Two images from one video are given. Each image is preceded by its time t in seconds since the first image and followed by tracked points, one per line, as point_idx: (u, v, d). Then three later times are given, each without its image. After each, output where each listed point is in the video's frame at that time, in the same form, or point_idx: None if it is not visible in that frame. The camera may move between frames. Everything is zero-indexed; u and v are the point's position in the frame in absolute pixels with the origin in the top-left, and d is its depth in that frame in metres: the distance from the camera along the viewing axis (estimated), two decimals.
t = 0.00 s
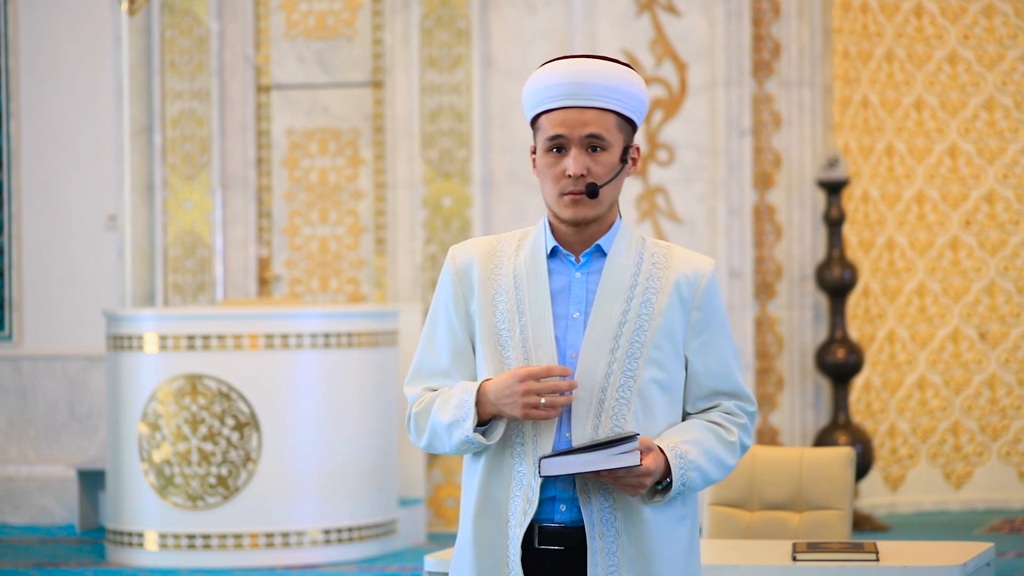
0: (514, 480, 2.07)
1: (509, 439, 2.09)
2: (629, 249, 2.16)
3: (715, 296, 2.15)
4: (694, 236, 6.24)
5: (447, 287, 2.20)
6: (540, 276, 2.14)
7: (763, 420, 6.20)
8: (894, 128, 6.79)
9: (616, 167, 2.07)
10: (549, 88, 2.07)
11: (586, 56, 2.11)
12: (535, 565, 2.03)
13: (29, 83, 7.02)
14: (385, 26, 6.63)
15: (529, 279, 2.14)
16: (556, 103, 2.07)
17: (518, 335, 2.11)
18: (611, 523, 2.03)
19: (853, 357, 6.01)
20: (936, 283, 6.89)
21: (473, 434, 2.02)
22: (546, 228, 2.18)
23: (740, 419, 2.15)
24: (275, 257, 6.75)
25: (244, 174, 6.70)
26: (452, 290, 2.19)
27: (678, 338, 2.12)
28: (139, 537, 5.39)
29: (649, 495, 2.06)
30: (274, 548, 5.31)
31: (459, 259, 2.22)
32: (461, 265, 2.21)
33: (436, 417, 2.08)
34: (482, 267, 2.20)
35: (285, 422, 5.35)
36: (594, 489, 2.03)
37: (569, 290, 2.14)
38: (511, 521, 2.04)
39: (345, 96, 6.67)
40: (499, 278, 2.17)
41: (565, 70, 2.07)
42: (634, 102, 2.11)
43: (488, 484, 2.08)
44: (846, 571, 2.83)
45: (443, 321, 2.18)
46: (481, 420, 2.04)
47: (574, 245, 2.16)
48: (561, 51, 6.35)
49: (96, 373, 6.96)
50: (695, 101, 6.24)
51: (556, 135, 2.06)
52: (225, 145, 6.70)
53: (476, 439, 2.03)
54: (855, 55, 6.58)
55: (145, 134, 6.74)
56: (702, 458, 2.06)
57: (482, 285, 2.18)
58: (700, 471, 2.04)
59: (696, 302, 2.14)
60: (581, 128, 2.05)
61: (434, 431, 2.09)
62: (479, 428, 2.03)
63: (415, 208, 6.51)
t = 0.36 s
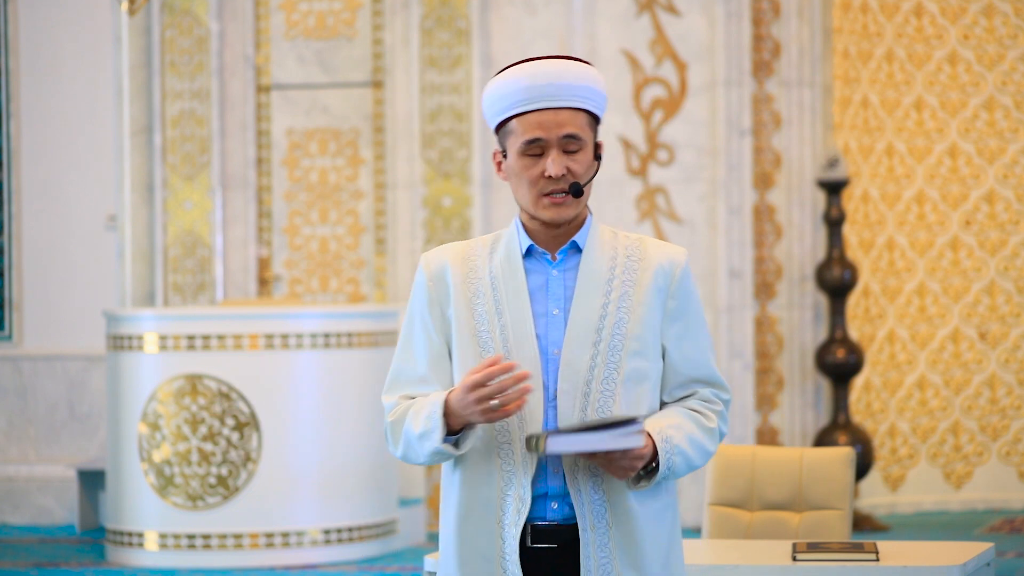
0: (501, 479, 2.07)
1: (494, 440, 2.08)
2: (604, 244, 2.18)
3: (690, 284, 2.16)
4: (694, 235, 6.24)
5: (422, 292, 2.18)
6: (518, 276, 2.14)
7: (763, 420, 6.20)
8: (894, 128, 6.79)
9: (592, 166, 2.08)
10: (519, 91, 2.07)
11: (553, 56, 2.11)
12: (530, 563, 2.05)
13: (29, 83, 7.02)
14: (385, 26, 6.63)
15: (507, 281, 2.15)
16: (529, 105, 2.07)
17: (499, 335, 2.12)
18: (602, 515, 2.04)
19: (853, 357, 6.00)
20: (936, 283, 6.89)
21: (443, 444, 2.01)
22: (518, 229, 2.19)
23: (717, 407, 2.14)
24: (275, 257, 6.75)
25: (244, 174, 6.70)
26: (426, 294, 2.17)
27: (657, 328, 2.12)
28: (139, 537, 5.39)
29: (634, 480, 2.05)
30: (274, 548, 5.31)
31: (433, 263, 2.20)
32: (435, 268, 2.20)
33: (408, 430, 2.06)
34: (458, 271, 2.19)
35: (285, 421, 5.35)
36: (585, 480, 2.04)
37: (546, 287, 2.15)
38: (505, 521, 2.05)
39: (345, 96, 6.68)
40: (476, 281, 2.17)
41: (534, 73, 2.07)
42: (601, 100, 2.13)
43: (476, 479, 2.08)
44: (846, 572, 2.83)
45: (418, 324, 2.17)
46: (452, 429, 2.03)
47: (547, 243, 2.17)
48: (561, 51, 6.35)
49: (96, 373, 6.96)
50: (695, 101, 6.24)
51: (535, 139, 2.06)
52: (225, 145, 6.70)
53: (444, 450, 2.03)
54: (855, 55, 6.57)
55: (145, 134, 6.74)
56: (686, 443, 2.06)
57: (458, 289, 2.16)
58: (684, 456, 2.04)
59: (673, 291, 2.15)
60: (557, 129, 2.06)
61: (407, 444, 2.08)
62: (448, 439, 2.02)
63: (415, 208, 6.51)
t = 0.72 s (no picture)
0: (494, 488, 2.08)
1: (482, 447, 2.10)
2: (577, 245, 2.23)
3: (660, 278, 2.24)
4: (694, 236, 6.26)
5: (397, 308, 2.20)
6: (496, 282, 2.18)
7: (763, 420, 6.20)
8: (894, 128, 6.80)
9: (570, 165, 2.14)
10: (497, 96, 2.13)
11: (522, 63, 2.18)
12: (526, 565, 2.06)
13: (29, 83, 7.02)
14: (385, 26, 6.63)
15: (483, 289, 2.18)
16: (508, 109, 2.12)
17: (482, 343, 2.14)
18: (600, 513, 2.07)
19: (853, 357, 5.99)
20: (936, 283, 6.89)
21: (397, 495, 2.05)
22: (490, 233, 2.22)
23: (694, 399, 2.22)
24: (275, 257, 6.76)
25: (244, 174, 6.71)
26: (400, 311, 2.20)
27: (634, 322, 2.19)
28: (139, 537, 5.39)
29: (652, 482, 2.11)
30: (274, 548, 5.31)
31: (404, 279, 2.22)
32: (407, 283, 2.22)
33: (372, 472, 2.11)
34: (431, 284, 2.21)
35: (285, 422, 5.36)
36: (583, 477, 2.07)
37: (524, 291, 2.19)
38: (501, 528, 2.07)
39: (345, 96, 6.68)
40: (450, 295, 2.20)
41: (508, 76, 2.13)
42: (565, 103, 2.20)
43: (474, 488, 2.09)
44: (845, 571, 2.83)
45: (395, 340, 2.19)
46: (403, 477, 2.05)
47: (524, 246, 2.21)
48: (561, 51, 6.35)
49: (96, 373, 6.97)
50: (695, 101, 6.24)
51: (519, 140, 2.10)
52: (225, 145, 6.70)
53: (399, 502, 2.07)
54: (855, 55, 6.57)
55: (145, 134, 6.74)
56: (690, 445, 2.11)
57: (435, 302, 2.19)
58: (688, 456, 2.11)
59: (646, 287, 2.21)
60: (539, 129, 2.11)
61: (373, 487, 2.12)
62: (402, 488, 2.06)
63: (415, 208, 6.54)
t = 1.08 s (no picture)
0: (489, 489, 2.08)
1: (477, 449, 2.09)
2: (565, 245, 2.23)
3: (646, 278, 2.25)
4: (695, 236, 6.26)
5: (388, 310, 2.19)
6: (487, 283, 2.18)
7: (763, 420, 6.20)
8: (894, 128, 6.80)
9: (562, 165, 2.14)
10: (490, 95, 2.12)
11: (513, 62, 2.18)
12: (522, 565, 2.07)
13: (29, 84, 7.02)
14: (386, 27, 6.64)
15: (474, 288, 2.18)
16: (502, 107, 2.12)
17: (474, 344, 2.14)
18: (596, 511, 2.08)
19: (853, 357, 5.99)
20: (936, 283, 6.89)
21: (410, 498, 2.03)
22: (481, 235, 2.22)
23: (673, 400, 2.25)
24: (275, 257, 6.76)
25: (244, 174, 6.71)
26: (391, 313, 2.19)
27: (623, 321, 2.20)
28: (139, 537, 5.39)
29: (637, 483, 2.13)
30: (273, 548, 5.31)
31: (393, 281, 2.21)
32: (397, 284, 2.21)
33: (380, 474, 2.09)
34: (422, 285, 2.21)
35: (285, 422, 5.36)
36: (578, 478, 2.07)
37: (515, 291, 2.19)
38: (497, 529, 2.07)
39: (346, 97, 6.68)
40: (440, 295, 2.19)
41: (501, 75, 2.13)
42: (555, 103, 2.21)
43: (467, 486, 2.09)
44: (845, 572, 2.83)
45: (387, 342, 2.18)
46: (414, 479, 2.04)
47: (515, 247, 2.21)
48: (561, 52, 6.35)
49: (96, 373, 6.97)
50: (695, 101, 6.24)
51: (514, 139, 2.10)
52: (225, 145, 6.70)
53: (411, 503, 2.05)
54: (855, 55, 6.57)
55: (145, 134, 6.74)
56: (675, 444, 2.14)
57: (426, 303, 2.18)
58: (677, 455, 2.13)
59: (633, 286, 2.23)
60: (534, 129, 2.11)
61: (379, 490, 2.10)
62: (415, 490, 2.04)
63: (415, 208, 6.54)
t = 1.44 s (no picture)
0: (483, 490, 2.09)
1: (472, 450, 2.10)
2: (564, 245, 2.22)
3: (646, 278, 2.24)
4: (695, 236, 6.26)
5: (386, 309, 2.19)
6: (485, 283, 2.18)
7: (763, 420, 6.20)
8: (894, 128, 6.80)
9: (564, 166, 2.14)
10: (492, 94, 2.12)
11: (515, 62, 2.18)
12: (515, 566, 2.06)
13: (29, 84, 7.02)
14: (386, 27, 6.64)
15: (472, 288, 2.18)
16: (503, 107, 2.12)
17: (471, 344, 2.14)
18: (591, 513, 2.07)
19: (853, 357, 5.99)
20: (936, 283, 6.90)
21: (402, 494, 2.04)
22: (480, 234, 2.22)
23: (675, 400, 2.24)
24: (275, 257, 6.76)
25: (244, 174, 6.71)
26: (389, 311, 2.19)
27: (621, 322, 2.19)
28: (139, 537, 5.38)
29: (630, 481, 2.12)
30: (274, 548, 5.31)
31: (392, 279, 2.21)
32: (395, 283, 2.21)
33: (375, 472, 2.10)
34: (420, 284, 2.21)
35: (285, 422, 5.36)
36: (574, 479, 2.06)
37: (513, 291, 2.19)
38: (490, 529, 2.08)
39: (346, 97, 6.68)
40: (438, 294, 2.19)
41: (504, 75, 2.13)
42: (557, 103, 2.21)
43: (461, 484, 2.10)
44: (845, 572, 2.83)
45: (385, 341, 2.18)
46: (408, 477, 2.04)
47: (514, 247, 2.21)
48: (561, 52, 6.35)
49: (96, 373, 6.97)
50: (696, 102, 6.24)
51: (516, 138, 2.10)
52: (225, 145, 6.70)
53: (404, 501, 2.06)
54: (856, 55, 6.57)
55: (145, 134, 6.74)
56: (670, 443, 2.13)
57: (423, 302, 2.18)
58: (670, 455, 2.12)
59: (633, 286, 2.22)
60: (535, 129, 2.11)
61: (374, 488, 2.11)
62: (407, 488, 2.05)
63: (415, 208, 6.54)
